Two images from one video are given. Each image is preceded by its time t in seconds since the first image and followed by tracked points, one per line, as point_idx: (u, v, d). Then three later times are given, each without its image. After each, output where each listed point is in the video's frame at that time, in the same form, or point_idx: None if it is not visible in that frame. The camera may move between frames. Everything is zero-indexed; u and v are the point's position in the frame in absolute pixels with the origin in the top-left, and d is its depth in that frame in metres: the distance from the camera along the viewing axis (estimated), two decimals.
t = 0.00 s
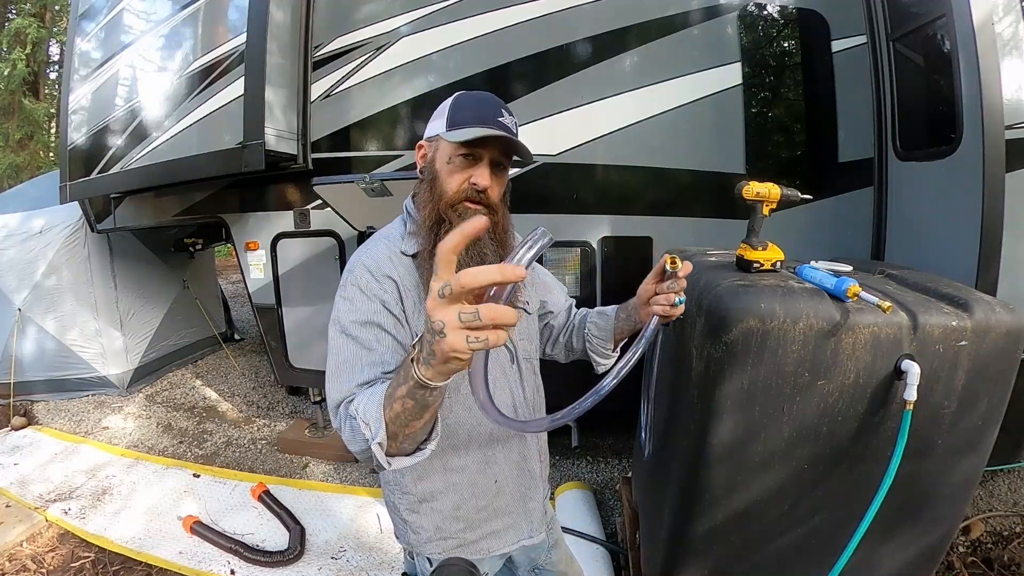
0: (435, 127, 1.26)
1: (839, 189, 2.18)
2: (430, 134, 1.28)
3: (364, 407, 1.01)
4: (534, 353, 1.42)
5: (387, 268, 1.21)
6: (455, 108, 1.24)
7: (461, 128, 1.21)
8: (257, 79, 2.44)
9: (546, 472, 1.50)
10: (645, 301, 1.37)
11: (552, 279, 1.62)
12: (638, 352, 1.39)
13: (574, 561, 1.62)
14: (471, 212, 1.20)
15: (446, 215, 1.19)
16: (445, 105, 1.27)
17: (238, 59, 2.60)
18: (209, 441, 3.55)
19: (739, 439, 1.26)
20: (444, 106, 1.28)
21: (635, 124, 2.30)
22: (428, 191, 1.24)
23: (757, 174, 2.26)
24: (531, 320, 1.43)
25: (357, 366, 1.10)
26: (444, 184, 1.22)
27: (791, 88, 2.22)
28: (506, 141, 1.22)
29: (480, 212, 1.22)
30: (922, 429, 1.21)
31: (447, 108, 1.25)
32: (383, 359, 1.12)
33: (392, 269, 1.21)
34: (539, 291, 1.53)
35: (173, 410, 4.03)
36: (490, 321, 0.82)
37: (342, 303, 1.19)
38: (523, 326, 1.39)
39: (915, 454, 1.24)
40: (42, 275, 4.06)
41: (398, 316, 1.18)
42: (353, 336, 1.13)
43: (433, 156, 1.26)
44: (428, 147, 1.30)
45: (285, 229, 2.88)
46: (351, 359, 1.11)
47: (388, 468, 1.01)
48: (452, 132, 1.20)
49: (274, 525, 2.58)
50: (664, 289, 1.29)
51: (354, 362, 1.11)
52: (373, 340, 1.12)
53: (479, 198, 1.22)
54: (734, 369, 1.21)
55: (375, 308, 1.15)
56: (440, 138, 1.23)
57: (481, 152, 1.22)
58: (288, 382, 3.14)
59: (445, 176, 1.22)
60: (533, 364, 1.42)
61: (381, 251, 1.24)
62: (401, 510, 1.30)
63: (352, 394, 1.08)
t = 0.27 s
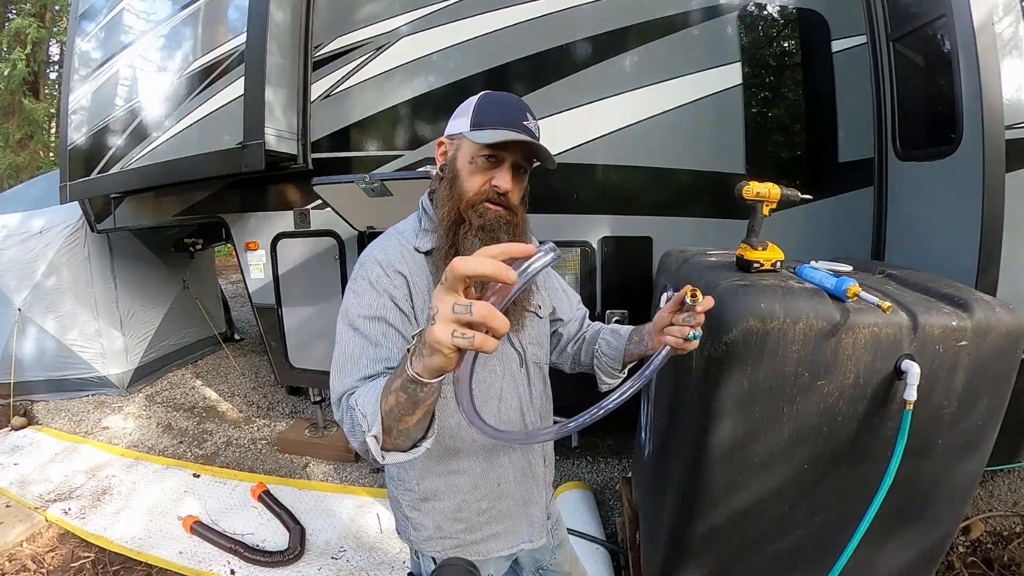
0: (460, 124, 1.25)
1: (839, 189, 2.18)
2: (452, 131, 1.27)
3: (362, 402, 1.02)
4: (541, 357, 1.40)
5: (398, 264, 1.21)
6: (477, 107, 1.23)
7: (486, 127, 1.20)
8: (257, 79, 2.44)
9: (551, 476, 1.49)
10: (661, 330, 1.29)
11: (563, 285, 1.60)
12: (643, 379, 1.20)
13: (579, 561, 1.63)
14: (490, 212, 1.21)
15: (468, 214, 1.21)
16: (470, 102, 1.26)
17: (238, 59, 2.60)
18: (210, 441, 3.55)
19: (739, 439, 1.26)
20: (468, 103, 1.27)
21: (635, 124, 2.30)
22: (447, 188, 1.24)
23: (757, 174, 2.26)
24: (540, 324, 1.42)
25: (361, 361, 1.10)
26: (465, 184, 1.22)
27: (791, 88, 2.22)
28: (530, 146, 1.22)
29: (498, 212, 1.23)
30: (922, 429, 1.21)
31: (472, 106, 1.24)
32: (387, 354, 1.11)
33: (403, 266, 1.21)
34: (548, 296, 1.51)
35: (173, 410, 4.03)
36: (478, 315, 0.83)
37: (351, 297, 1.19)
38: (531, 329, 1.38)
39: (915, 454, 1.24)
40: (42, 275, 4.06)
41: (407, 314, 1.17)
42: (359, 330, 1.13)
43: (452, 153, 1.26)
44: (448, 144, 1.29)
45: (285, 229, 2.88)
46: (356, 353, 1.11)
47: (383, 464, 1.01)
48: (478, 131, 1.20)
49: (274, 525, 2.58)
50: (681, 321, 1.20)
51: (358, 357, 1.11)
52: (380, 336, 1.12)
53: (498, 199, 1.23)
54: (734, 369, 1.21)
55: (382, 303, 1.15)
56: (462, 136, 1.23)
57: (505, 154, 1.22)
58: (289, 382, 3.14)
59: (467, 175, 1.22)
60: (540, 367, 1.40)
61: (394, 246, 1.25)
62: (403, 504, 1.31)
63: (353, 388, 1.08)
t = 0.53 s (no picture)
0: (475, 132, 1.21)
1: (839, 189, 2.18)
2: (466, 139, 1.21)
3: (370, 406, 1.02)
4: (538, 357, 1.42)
5: (397, 267, 1.20)
6: (494, 114, 1.21)
7: (506, 141, 1.21)
8: (257, 79, 2.44)
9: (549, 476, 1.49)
10: (625, 311, 1.41)
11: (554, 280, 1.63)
12: (621, 360, 1.38)
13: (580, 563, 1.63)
14: (513, 224, 1.25)
15: (495, 229, 1.22)
16: (479, 105, 1.22)
17: (238, 59, 2.60)
18: (210, 441, 3.55)
19: (740, 439, 1.26)
20: (477, 105, 1.22)
21: (635, 124, 2.30)
22: (468, 201, 1.21)
23: (757, 174, 2.26)
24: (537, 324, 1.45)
25: (364, 365, 1.10)
26: (489, 198, 1.21)
27: (791, 88, 2.22)
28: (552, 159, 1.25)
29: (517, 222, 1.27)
30: (922, 429, 1.21)
31: (485, 112, 1.21)
32: (391, 361, 1.12)
33: (403, 269, 1.21)
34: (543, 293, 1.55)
35: (173, 410, 4.03)
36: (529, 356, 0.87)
37: (350, 298, 1.18)
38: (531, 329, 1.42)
39: (916, 454, 1.24)
40: (42, 275, 4.06)
41: (407, 317, 1.18)
42: (360, 334, 1.13)
43: (468, 163, 1.22)
44: (459, 151, 1.23)
45: (285, 229, 2.88)
46: (358, 357, 1.11)
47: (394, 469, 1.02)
48: (504, 149, 1.19)
49: (274, 525, 2.58)
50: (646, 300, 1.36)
51: (360, 360, 1.11)
52: (381, 341, 1.12)
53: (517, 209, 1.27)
54: (734, 369, 1.21)
55: (383, 306, 1.15)
56: (480, 147, 1.20)
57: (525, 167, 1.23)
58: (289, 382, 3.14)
59: (490, 189, 1.21)
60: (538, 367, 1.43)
61: (395, 248, 1.24)
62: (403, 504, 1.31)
63: (358, 390, 1.08)
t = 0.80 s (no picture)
0: (506, 153, 1.24)
1: (839, 189, 2.18)
2: (497, 158, 1.24)
3: (484, 450, 1.05)
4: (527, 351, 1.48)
5: (431, 284, 1.15)
6: (523, 128, 1.26)
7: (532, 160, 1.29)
8: (257, 79, 2.44)
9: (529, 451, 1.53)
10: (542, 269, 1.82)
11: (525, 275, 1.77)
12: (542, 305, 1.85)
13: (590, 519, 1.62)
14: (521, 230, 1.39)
15: (517, 240, 1.33)
16: (505, 123, 1.24)
17: (238, 59, 2.60)
18: (209, 441, 3.55)
19: (740, 440, 1.26)
20: (502, 122, 1.24)
21: (635, 124, 2.30)
22: (497, 218, 1.28)
23: (757, 174, 2.26)
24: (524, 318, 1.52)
25: (432, 395, 1.07)
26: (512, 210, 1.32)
27: (791, 88, 2.22)
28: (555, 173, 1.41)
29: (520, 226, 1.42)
30: (922, 429, 1.21)
31: (514, 131, 1.24)
32: (450, 383, 1.10)
33: (437, 286, 1.16)
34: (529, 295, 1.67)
35: (173, 410, 4.03)
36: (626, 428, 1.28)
37: (389, 322, 1.09)
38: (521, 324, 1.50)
39: (916, 454, 1.24)
40: (42, 276, 4.06)
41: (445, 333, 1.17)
42: (418, 361, 1.07)
43: (497, 181, 1.27)
44: (485, 170, 1.26)
45: (285, 229, 2.88)
46: (422, 386, 1.07)
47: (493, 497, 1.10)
48: (536, 168, 1.28)
49: (274, 525, 2.58)
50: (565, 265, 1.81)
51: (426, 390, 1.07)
52: (440, 366, 1.10)
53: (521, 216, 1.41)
54: (734, 369, 1.21)
55: (435, 328, 1.12)
56: (512, 166, 1.26)
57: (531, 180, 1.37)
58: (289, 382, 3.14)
59: (514, 202, 1.32)
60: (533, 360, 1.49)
61: (418, 260, 1.17)
62: (409, 505, 1.26)
63: (440, 425, 1.05)
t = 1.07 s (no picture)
0: (505, 155, 1.30)
1: (839, 189, 2.18)
2: (495, 159, 1.30)
3: (564, 408, 1.27)
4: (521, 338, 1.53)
5: (479, 284, 1.25)
6: (522, 129, 1.32)
7: (529, 162, 1.35)
8: (257, 79, 2.44)
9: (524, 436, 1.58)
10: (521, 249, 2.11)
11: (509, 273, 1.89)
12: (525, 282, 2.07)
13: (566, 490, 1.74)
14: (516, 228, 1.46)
15: (511, 240, 1.40)
16: (505, 125, 1.30)
17: (238, 59, 2.60)
18: (209, 441, 3.55)
19: (740, 440, 1.26)
20: (502, 124, 1.29)
21: (635, 124, 2.30)
22: (494, 218, 1.35)
23: (757, 174, 2.26)
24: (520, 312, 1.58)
25: (515, 377, 1.22)
26: (508, 210, 1.39)
27: (791, 88, 2.22)
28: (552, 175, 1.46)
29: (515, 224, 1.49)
30: (922, 429, 1.21)
31: (513, 133, 1.30)
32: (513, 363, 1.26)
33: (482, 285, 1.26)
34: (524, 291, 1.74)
35: (173, 410, 4.03)
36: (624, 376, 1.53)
37: (464, 328, 1.17)
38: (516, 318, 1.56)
39: (916, 455, 1.24)
40: (42, 275, 4.06)
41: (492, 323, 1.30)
42: (498, 353, 1.21)
43: (495, 183, 1.34)
44: (483, 173, 1.33)
45: (285, 229, 2.88)
46: (507, 372, 1.21)
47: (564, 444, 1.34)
48: (531, 169, 1.35)
49: (274, 525, 2.58)
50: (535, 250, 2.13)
51: (511, 373, 1.22)
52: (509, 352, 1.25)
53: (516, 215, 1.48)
54: (734, 369, 1.21)
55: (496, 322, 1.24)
56: (510, 168, 1.33)
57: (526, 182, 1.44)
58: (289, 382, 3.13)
59: (509, 202, 1.38)
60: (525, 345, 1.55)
61: (461, 267, 1.24)
62: (444, 499, 1.32)
63: (530, 399, 1.22)
